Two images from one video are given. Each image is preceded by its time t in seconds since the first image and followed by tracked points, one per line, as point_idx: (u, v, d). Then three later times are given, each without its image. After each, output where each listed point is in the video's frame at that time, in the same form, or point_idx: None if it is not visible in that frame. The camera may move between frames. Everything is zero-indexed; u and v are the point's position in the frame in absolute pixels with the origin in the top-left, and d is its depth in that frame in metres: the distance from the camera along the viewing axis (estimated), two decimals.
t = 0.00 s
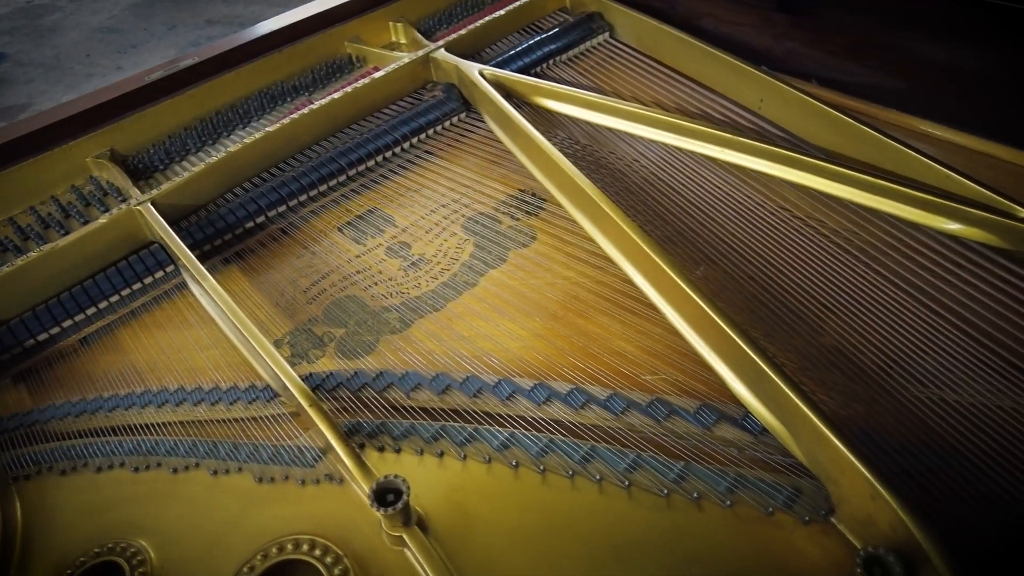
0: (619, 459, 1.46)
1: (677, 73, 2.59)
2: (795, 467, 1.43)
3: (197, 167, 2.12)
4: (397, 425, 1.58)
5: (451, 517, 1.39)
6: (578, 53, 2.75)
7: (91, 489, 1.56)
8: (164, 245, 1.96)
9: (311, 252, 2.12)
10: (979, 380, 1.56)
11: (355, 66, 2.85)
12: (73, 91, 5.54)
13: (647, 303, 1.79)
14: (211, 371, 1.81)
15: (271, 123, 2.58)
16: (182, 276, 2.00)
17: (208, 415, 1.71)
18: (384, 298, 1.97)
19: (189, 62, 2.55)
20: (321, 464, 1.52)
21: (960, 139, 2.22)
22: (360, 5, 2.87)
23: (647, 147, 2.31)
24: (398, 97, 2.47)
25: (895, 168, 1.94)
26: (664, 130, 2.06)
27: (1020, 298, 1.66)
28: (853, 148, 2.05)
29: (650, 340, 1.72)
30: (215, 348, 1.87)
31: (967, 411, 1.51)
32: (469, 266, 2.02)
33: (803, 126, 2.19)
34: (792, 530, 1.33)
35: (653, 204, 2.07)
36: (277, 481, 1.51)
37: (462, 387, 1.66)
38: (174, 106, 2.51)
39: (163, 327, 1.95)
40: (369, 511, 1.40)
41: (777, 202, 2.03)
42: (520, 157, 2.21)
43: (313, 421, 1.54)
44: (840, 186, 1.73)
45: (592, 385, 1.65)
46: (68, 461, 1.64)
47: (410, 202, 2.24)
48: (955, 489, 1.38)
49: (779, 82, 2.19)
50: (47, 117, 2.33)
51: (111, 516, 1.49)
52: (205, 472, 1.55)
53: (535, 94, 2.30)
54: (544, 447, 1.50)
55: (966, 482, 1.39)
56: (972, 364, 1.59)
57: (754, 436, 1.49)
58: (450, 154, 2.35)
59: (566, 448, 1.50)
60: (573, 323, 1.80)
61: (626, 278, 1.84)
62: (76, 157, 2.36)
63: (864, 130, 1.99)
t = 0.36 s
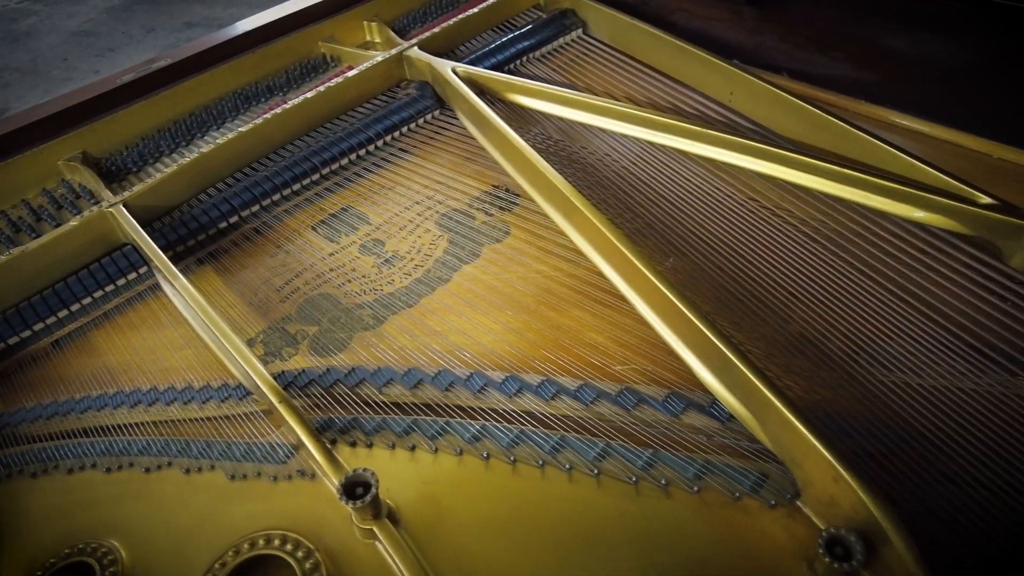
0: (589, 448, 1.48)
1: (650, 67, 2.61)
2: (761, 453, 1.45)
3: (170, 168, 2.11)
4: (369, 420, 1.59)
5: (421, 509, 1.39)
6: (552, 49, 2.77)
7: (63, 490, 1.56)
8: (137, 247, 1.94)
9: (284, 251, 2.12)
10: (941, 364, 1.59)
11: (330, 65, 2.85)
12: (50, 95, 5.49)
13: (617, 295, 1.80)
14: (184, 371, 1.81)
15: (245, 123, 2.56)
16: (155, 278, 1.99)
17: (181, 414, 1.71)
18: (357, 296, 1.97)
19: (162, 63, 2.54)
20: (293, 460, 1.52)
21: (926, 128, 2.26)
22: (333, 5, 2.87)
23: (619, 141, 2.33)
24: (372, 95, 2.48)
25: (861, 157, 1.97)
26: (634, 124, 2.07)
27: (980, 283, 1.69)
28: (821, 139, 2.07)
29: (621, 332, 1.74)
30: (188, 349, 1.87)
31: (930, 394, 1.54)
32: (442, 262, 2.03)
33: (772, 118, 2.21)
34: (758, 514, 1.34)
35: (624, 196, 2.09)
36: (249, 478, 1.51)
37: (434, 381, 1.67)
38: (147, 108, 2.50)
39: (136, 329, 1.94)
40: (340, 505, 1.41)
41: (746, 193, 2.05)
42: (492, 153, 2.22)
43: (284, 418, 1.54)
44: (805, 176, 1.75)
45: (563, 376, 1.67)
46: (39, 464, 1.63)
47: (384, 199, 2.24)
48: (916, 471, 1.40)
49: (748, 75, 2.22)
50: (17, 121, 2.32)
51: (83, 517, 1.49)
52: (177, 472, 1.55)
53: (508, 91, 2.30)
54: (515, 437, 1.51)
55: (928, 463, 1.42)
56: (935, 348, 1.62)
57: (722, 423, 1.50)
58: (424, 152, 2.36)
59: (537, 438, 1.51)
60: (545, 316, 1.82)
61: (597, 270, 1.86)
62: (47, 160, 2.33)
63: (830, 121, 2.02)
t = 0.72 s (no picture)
0: (559, 437, 1.50)
1: (621, 63, 2.63)
2: (729, 438, 1.47)
3: (141, 170, 2.09)
4: (342, 416, 1.60)
5: (393, 502, 1.41)
6: (524, 46, 2.78)
7: (35, 494, 1.56)
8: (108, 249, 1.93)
9: (258, 251, 2.12)
10: (903, 348, 1.63)
11: (304, 66, 2.85)
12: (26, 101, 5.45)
13: (588, 287, 1.82)
14: (157, 372, 1.81)
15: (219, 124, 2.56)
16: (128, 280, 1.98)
17: (154, 415, 1.71)
18: (331, 293, 1.98)
19: (133, 65, 2.52)
20: (266, 457, 1.53)
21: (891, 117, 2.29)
22: (306, 5, 2.87)
23: (590, 136, 2.36)
24: (345, 95, 2.48)
25: (826, 147, 2.00)
26: (605, 117, 2.06)
27: (941, 268, 1.73)
28: (788, 130, 2.10)
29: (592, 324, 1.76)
30: (161, 350, 1.87)
31: (892, 377, 1.58)
32: (416, 259, 2.04)
33: (741, 111, 2.24)
34: (725, 497, 1.36)
35: (595, 190, 2.11)
36: (222, 476, 1.51)
37: (406, 376, 1.69)
38: (119, 112, 2.48)
39: (109, 331, 1.94)
40: (312, 499, 1.42)
41: (714, 185, 2.08)
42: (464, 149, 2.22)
43: (255, 415, 1.55)
44: (769, 166, 1.77)
45: (534, 367, 1.69)
46: (10, 467, 1.63)
47: (358, 198, 2.26)
48: (877, 453, 1.44)
49: (717, 69, 2.24)
50: None
51: (54, 519, 1.49)
52: (150, 472, 1.56)
53: (479, 87, 2.30)
54: (486, 429, 1.53)
55: (889, 445, 1.45)
56: (897, 332, 1.66)
57: (689, 409, 1.53)
58: (398, 150, 2.37)
59: (508, 429, 1.53)
60: (517, 309, 1.84)
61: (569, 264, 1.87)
62: (19, 164, 2.32)
63: (797, 112, 2.05)
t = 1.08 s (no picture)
0: (533, 427, 1.51)
1: (593, 57, 2.65)
2: (700, 423, 1.49)
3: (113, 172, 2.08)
4: (316, 412, 1.60)
5: (368, 495, 1.41)
6: (498, 43, 2.79)
7: (5, 498, 1.54)
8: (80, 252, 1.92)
9: (233, 251, 2.12)
10: (870, 331, 1.66)
11: (278, 66, 2.85)
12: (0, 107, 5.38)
13: (560, 279, 1.84)
14: (132, 373, 1.80)
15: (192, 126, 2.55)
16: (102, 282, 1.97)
17: (129, 416, 1.71)
18: (306, 291, 1.99)
19: (103, 67, 2.50)
20: (241, 454, 1.53)
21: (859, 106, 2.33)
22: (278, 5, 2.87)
23: (563, 130, 2.37)
24: (318, 95, 2.48)
25: (794, 136, 2.03)
26: (576, 111, 2.07)
27: (906, 252, 1.76)
28: (757, 120, 2.13)
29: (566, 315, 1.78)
30: (136, 351, 1.86)
31: (859, 360, 1.61)
32: (391, 255, 2.05)
33: (711, 102, 2.26)
34: (696, 481, 1.38)
35: (567, 183, 2.13)
36: (198, 474, 1.51)
37: (381, 370, 1.70)
38: (91, 115, 2.46)
39: (82, 334, 1.92)
40: (287, 495, 1.42)
41: (683, 176, 2.11)
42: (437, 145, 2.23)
43: (230, 413, 1.55)
44: (735, 155, 1.79)
45: (508, 359, 1.71)
46: None
47: (332, 196, 2.26)
48: (844, 434, 1.48)
49: (687, 62, 2.26)
50: None
51: (28, 522, 1.48)
52: (125, 472, 1.55)
53: (452, 83, 2.30)
54: (461, 421, 1.54)
55: (856, 427, 1.48)
56: (864, 315, 1.69)
57: (661, 396, 1.55)
58: (373, 148, 2.37)
59: (482, 420, 1.54)
60: (491, 303, 1.85)
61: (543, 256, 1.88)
62: None
63: (766, 102, 2.07)
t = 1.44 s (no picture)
0: (509, 417, 1.52)
1: (567, 52, 2.67)
2: (674, 409, 1.50)
3: (85, 175, 2.06)
4: (293, 409, 1.60)
5: (345, 489, 1.42)
6: (472, 40, 2.80)
7: None
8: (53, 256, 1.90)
9: (209, 252, 2.11)
10: (840, 316, 1.68)
11: (252, 67, 2.83)
12: None
13: (535, 271, 1.85)
14: (107, 376, 1.79)
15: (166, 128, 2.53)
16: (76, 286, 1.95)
17: (104, 418, 1.70)
18: (282, 290, 1.98)
19: (74, 70, 2.47)
20: (218, 453, 1.53)
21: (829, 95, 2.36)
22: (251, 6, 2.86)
23: (537, 125, 2.39)
24: (293, 94, 2.48)
25: (764, 126, 2.05)
26: (549, 105, 2.08)
27: (875, 237, 1.79)
28: (728, 111, 2.15)
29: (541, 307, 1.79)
30: (112, 354, 1.85)
31: (830, 343, 1.63)
32: (367, 252, 2.05)
33: (683, 94, 2.28)
34: (670, 466, 1.40)
35: (541, 177, 2.14)
36: (174, 474, 1.51)
37: (357, 367, 1.70)
38: (62, 118, 2.44)
39: (56, 338, 1.91)
40: (264, 491, 1.42)
41: (657, 168, 2.13)
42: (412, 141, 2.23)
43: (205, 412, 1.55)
44: (705, 144, 1.81)
45: (485, 352, 1.72)
46: None
47: (308, 194, 2.26)
48: (815, 417, 1.50)
49: (659, 55, 2.28)
50: None
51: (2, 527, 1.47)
52: (100, 474, 1.55)
53: (425, 80, 2.30)
54: (437, 414, 1.55)
55: (827, 409, 1.51)
56: (834, 299, 1.71)
57: (635, 383, 1.56)
58: (348, 147, 2.36)
59: (459, 413, 1.55)
60: (467, 297, 1.86)
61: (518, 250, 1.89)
62: None
63: (736, 93, 2.09)
